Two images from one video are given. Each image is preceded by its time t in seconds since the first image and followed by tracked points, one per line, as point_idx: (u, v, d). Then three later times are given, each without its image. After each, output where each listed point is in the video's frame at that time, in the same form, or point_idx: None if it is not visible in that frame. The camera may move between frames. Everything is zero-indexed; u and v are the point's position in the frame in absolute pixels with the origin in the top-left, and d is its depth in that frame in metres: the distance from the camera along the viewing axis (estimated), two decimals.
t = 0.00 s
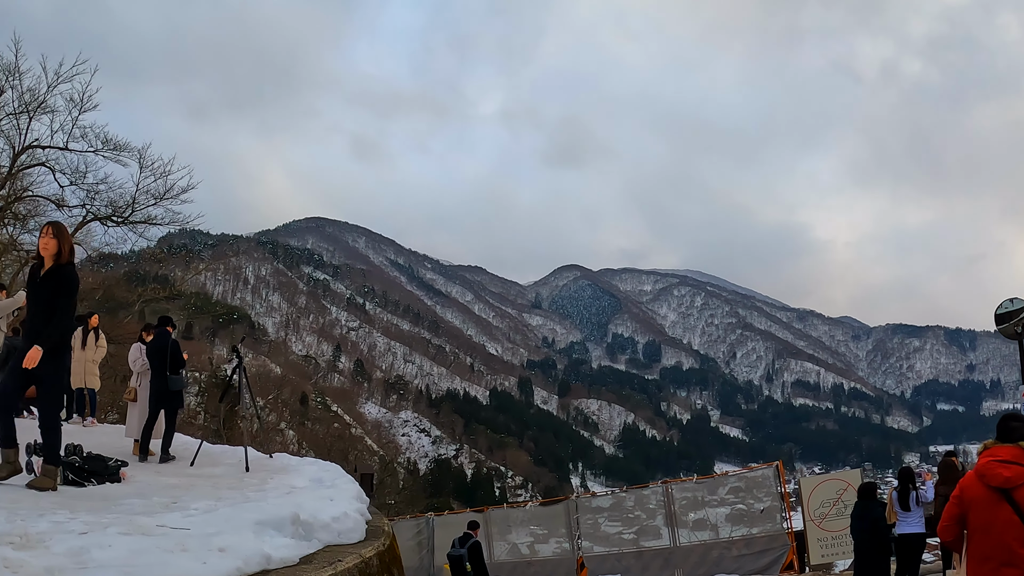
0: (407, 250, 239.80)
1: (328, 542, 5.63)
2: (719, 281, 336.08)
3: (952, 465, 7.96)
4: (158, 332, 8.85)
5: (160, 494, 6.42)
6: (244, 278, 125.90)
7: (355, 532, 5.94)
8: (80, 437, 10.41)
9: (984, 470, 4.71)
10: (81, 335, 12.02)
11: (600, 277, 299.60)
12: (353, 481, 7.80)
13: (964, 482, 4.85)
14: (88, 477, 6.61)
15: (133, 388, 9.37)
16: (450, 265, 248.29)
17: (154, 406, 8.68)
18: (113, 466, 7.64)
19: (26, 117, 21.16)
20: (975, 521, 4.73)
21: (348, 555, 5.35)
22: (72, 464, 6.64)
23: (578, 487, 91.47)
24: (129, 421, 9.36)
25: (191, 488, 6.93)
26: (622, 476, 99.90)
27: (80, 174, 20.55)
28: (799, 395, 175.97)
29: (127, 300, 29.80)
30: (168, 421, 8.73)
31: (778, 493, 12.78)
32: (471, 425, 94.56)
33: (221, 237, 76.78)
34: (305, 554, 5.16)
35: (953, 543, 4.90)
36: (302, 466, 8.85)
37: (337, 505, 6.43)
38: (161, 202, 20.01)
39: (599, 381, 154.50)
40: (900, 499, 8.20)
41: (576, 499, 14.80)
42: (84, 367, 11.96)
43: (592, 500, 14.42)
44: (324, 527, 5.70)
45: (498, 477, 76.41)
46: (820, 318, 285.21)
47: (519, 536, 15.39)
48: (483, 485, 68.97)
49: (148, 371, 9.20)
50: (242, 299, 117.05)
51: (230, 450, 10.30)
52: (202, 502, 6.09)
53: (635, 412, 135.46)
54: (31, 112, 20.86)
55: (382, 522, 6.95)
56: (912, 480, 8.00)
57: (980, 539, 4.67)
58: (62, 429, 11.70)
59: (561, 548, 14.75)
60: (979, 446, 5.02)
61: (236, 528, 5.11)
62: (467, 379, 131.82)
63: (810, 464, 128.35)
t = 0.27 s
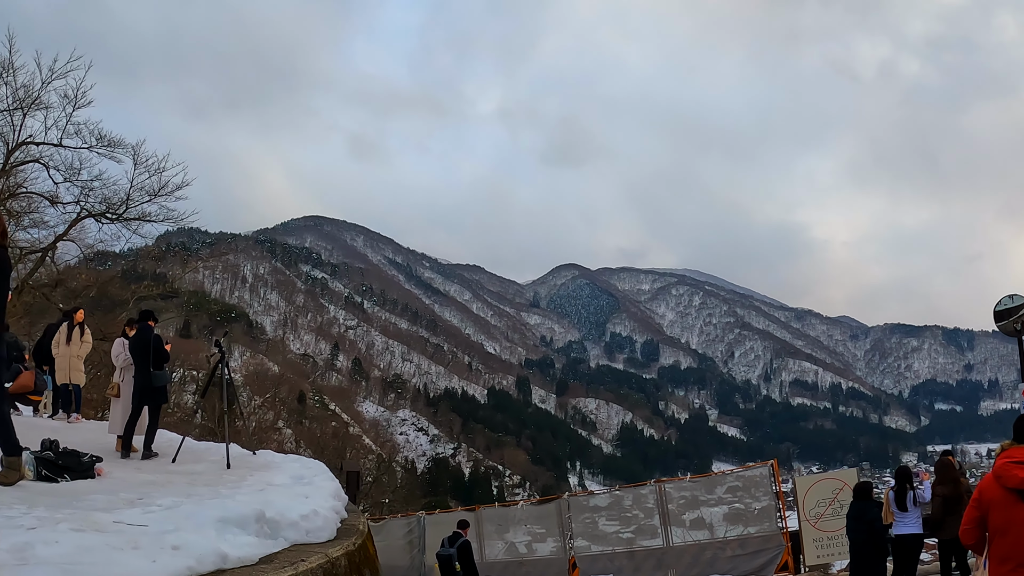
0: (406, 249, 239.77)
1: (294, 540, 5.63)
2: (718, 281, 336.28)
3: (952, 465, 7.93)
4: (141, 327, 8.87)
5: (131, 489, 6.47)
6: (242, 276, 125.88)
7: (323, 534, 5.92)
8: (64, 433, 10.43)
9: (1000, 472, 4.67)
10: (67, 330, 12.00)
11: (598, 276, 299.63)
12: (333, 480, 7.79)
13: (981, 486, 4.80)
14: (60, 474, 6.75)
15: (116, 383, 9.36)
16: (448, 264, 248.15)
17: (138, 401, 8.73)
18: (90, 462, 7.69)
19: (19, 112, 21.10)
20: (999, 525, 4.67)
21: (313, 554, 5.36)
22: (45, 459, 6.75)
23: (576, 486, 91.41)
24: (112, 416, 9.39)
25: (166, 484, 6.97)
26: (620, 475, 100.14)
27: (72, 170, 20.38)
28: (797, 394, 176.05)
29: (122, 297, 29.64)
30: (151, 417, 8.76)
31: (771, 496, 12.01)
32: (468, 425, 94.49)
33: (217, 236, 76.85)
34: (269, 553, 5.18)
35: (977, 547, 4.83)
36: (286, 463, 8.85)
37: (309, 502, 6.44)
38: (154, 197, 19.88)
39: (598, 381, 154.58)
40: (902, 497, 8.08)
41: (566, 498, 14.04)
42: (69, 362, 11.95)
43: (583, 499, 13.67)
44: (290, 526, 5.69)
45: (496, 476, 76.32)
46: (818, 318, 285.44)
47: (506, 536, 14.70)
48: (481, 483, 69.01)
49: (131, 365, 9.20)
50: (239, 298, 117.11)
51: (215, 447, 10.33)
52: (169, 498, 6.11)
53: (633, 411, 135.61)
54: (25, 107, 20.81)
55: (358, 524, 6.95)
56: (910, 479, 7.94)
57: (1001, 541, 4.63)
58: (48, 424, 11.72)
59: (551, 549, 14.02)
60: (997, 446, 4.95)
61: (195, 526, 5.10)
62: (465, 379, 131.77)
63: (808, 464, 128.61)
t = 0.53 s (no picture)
0: (404, 248, 239.78)
1: (257, 544, 5.58)
2: (717, 281, 336.42)
3: (952, 465, 7.76)
4: (122, 324, 8.88)
5: (98, 489, 6.49)
6: (241, 275, 126.02)
7: (292, 537, 5.86)
8: (48, 430, 10.50)
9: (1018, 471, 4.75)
10: (51, 327, 12.03)
11: (597, 276, 299.70)
12: (310, 481, 7.75)
13: (1005, 484, 4.89)
14: (31, 472, 6.86)
15: (98, 380, 9.36)
16: (447, 263, 248.27)
17: (119, 399, 8.76)
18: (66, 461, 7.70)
19: (13, 110, 21.05)
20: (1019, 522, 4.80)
21: (273, 558, 5.36)
22: (16, 458, 6.88)
23: (574, 485, 91.39)
24: (94, 415, 9.40)
25: (140, 483, 6.99)
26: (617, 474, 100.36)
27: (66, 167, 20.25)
28: (795, 394, 176.24)
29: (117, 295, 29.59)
30: (133, 415, 8.77)
31: (766, 500, 11.58)
32: (467, 424, 94.44)
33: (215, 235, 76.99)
34: (229, 557, 5.15)
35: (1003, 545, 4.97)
36: (267, 463, 8.84)
37: (280, 504, 6.41)
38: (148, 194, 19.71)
39: (596, 380, 154.65)
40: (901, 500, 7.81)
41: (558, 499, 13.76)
42: (53, 359, 11.96)
43: (577, 500, 13.39)
44: (254, 527, 5.66)
45: (494, 476, 76.34)
46: (816, 317, 285.40)
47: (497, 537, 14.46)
48: (478, 483, 68.93)
49: (112, 362, 9.18)
50: (237, 297, 117.24)
51: (198, 444, 10.35)
52: (134, 497, 6.11)
53: (631, 411, 135.73)
54: (19, 105, 20.77)
55: (332, 529, 6.83)
56: (908, 480, 7.70)
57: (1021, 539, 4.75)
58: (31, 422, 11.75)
59: (544, 550, 13.73)
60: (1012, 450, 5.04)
61: (149, 528, 5.08)
62: (463, 378, 131.70)
63: (806, 463, 128.65)
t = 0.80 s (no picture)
0: (403, 247, 239.76)
1: (217, 544, 5.59)
2: (716, 281, 336.79)
3: (950, 465, 7.79)
4: (104, 319, 8.82)
5: (64, 486, 6.46)
6: (239, 274, 126.20)
7: (256, 536, 5.89)
8: (31, 427, 10.48)
9: None
10: (35, 323, 12.05)
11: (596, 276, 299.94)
12: (284, 479, 7.75)
13: None
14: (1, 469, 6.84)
15: (79, 376, 9.28)
16: (446, 262, 248.18)
17: (101, 395, 8.72)
18: (39, 458, 7.64)
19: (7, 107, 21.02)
20: None
21: (229, 559, 5.37)
22: None
23: (572, 485, 91.50)
24: (75, 412, 9.30)
25: (113, 480, 6.97)
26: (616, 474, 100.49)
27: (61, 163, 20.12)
28: (793, 394, 176.49)
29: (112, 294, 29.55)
30: (114, 411, 8.72)
31: (760, 500, 11.38)
32: (465, 423, 94.47)
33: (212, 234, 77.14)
34: (183, 558, 5.17)
35: None
36: (247, 460, 8.82)
37: (246, 502, 6.39)
38: (143, 189, 19.50)
39: (594, 380, 154.78)
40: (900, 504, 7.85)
41: (550, 498, 13.43)
42: (37, 356, 11.98)
43: (571, 499, 13.07)
44: (214, 527, 5.65)
45: (492, 475, 76.45)
46: (815, 318, 285.50)
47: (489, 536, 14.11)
48: (476, 482, 68.96)
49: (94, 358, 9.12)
50: (236, 295, 117.37)
51: (181, 442, 10.28)
52: (96, 494, 6.10)
53: (629, 411, 135.87)
54: (13, 101, 20.73)
55: (301, 529, 6.83)
56: (905, 483, 7.69)
57: None
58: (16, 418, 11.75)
59: (535, 550, 13.36)
60: None
61: (100, 525, 5.05)
62: (462, 377, 131.70)
63: (804, 464, 128.77)
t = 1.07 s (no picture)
0: (402, 247, 239.48)
1: (171, 539, 5.60)
2: (714, 281, 337.35)
3: (944, 466, 7.80)
4: (85, 314, 8.79)
5: (25, 481, 6.41)
6: (238, 273, 126.51)
7: (220, 532, 5.90)
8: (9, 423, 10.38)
9: None
10: (17, 318, 12.05)
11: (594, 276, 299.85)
12: (258, 475, 7.72)
13: None
14: None
15: (60, 370, 9.18)
16: (444, 262, 248.23)
17: (81, 390, 8.62)
18: (13, 452, 7.60)
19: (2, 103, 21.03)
20: None
21: (182, 555, 5.39)
22: None
23: (570, 484, 91.70)
24: (55, 409, 9.20)
25: (85, 476, 6.91)
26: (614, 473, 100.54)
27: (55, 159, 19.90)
28: (792, 394, 176.95)
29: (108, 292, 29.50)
30: (94, 407, 8.68)
31: (754, 500, 11.22)
32: (463, 422, 94.50)
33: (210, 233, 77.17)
34: (134, 553, 5.15)
35: None
36: (225, 456, 8.79)
37: (208, 499, 6.33)
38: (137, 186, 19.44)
39: (593, 380, 154.99)
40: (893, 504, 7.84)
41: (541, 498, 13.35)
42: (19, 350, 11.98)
43: (566, 498, 12.95)
44: (167, 523, 5.62)
45: (491, 474, 76.54)
46: (813, 318, 285.42)
47: (481, 537, 14.03)
48: (474, 482, 68.88)
49: (73, 352, 9.04)
50: (234, 295, 117.48)
51: (162, 440, 10.17)
52: (56, 488, 6.06)
53: (627, 410, 135.98)
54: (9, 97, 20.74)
55: (269, 529, 6.81)
56: (900, 483, 7.69)
57: None
58: None
59: (526, 550, 13.35)
60: None
61: (47, 518, 5.01)
62: (460, 377, 131.62)
63: (802, 464, 128.80)
